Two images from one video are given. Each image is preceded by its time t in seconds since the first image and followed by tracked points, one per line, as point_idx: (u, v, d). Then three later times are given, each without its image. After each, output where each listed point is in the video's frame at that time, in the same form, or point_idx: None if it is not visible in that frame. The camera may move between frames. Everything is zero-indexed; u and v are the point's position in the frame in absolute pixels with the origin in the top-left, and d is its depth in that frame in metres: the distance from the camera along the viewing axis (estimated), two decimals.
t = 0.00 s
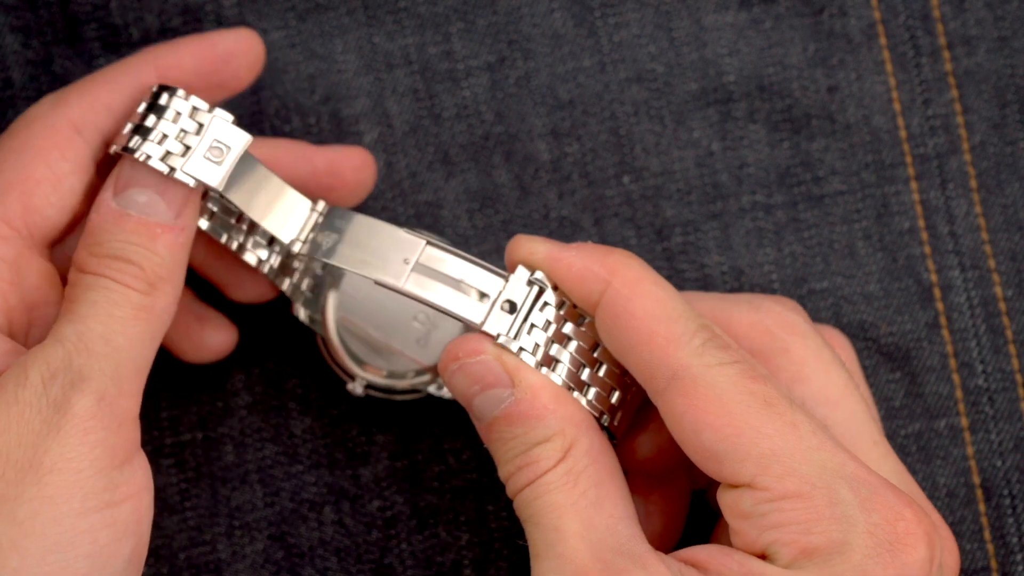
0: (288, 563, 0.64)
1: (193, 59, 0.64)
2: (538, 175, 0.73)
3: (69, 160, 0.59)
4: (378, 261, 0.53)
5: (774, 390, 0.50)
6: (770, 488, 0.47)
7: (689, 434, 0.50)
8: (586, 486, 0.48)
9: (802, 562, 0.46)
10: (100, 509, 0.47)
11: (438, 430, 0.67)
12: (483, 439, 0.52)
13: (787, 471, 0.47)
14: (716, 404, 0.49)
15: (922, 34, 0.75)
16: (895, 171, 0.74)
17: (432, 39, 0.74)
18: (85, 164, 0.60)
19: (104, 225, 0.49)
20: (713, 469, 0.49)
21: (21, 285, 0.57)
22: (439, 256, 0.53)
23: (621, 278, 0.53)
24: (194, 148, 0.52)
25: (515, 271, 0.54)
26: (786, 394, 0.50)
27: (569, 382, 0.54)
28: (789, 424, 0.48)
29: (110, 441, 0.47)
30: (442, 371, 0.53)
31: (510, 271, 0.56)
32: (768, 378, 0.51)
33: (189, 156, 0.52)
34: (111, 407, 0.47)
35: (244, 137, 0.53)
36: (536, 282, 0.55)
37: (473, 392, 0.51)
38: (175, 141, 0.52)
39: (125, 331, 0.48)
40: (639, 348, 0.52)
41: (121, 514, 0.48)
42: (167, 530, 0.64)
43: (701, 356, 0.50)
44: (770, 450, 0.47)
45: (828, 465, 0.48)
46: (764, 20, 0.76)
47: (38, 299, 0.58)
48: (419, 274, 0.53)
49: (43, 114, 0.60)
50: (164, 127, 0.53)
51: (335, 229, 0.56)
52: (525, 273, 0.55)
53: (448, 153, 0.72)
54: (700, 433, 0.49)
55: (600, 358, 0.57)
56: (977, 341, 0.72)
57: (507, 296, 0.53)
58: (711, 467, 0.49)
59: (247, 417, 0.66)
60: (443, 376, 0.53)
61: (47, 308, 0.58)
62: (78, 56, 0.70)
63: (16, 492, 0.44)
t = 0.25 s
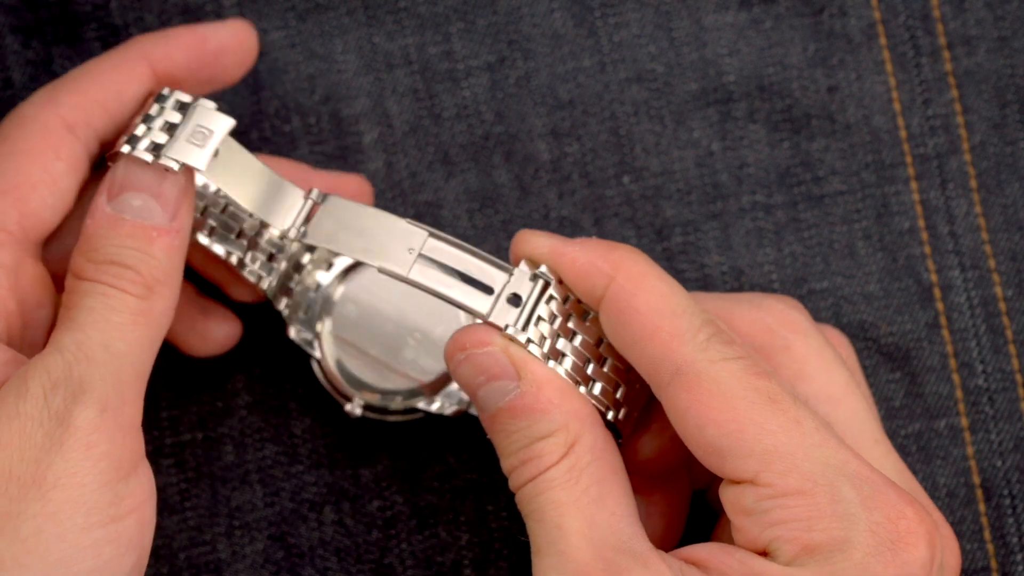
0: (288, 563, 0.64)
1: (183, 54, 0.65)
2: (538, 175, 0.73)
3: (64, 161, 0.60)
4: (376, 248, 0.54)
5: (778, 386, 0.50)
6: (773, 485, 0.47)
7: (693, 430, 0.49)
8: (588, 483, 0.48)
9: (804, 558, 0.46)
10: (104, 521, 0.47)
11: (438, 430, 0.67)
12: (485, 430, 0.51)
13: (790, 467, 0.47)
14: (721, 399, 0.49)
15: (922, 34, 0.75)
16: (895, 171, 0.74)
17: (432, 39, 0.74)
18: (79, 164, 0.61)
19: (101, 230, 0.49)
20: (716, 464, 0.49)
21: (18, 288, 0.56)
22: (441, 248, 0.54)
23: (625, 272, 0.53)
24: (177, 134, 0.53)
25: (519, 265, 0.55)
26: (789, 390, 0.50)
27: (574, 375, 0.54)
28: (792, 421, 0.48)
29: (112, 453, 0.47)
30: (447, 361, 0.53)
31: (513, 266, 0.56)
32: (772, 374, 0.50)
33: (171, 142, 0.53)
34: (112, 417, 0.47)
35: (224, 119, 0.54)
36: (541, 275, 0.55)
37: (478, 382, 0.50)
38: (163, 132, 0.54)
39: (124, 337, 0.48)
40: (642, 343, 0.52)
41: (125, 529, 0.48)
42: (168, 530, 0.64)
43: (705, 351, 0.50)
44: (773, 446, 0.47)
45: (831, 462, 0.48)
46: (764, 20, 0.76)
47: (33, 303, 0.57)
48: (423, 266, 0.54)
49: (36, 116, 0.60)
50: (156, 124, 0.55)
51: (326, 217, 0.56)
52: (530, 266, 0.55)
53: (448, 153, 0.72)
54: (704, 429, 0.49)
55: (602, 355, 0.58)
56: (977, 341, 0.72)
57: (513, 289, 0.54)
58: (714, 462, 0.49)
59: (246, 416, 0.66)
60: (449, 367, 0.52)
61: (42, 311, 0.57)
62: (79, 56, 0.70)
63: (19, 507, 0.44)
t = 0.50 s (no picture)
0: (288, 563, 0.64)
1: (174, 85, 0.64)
2: (538, 175, 0.73)
3: (41, 157, 0.60)
4: (375, 244, 0.52)
5: (786, 382, 0.50)
6: (779, 481, 0.47)
7: (701, 425, 0.49)
8: (579, 491, 0.47)
9: (809, 556, 0.46)
10: (95, 528, 0.47)
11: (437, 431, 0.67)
12: (473, 433, 0.50)
13: (798, 465, 0.47)
14: (728, 394, 0.49)
15: (922, 34, 0.75)
16: (895, 171, 0.74)
17: (432, 39, 0.74)
18: (54, 162, 0.61)
19: (96, 229, 0.48)
20: (724, 460, 0.49)
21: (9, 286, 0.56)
22: (439, 246, 0.52)
23: (630, 268, 0.53)
24: (166, 132, 0.53)
25: (518, 268, 0.54)
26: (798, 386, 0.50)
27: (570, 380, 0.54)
28: (800, 418, 0.48)
29: (100, 458, 0.47)
30: (438, 364, 0.51)
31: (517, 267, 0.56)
32: (779, 370, 0.51)
33: (162, 139, 0.52)
34: (102, 422, 0.47)
35: (213, 114, 0.53)
36: (540, 279, 0.54)
37: (470, 385, 0.49)
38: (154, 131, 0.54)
39: (117, 340, 0.48)
40: (649, 339, 0.52)
41: (115, 533, 0.48)
42: (167, 530, 0.64)
43: (712, 346, 0.50)
44: (780, 442, 0.47)
45: (837, 460, 0.48)
46: (764, 20, 0.76)
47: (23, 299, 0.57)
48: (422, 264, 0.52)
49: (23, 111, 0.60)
50: (146, 125, 0.54)
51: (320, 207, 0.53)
52: (529, 269, 0.54)
53: (448, 153, 0.72)
54: (711, 424, 0.49)
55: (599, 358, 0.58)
56: (977, 341, 0.72)
57: (513, 292, 0.53)
58: (721, 457, 0.49)
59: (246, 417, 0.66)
60: (439, 369, 0.51)
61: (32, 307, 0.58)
62: (78, 56, 0.70)
63: (7, 512, 0.44)
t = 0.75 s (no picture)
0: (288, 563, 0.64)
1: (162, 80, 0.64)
2: (538, 175, 0.73)
3: (23, 142, 0.58)
4: (379, 240, 0.51)
5: (781, 383, 0.50)
6: (774, 485, 0.47)
7: (696, 427, 0.50)
8: (580, 499, 0.47)
9: (806, 561, 0.46)
10: (82, 522, 0.47)
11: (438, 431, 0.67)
12: (472, 438, 0.50)
13: (792, 469, 0.47)
14: (721, 396, 0.49)
15: (922, 34, 0.75)
16: (895, 171, 0.74)
17: (432, 39, 0.74)
18: (36, 149, 0.59)
19: (99, 215, 0.47)
20: (720, 462, 0.49)
21: None
22: (445, 243, 0.52)
23: (622, 268, 0.54)
24: (165, 124, 0.51)
25: (522, 270, 0.54)
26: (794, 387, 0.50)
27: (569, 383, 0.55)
28: (795, 420, 0.48)
29: (90, 451, 0.46)
30: (441, 368, 0.51)
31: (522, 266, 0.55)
32: (774, 370, 0.50)
33: (161, 131, 0.51)
34: (93, 415, 0.47)
35: (212, 104, 0.51)
36: (544, 281, 0.54)
37: (474, 389, 0.49)
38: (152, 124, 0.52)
39: (114, 330, 0.47)
40: (643, 340, 0.53)
41: (102, 528, 0.48)
42: (168, 530, 0.64)
43: (705, 347, 0.51)
44: (775, 445, 0.48)
45: (834, 462, 0.48)
46: (764, 20, 0.76)
47: None
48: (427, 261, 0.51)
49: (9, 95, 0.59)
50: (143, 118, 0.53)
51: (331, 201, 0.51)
52: (533, 272, 0.54)
53: (448, 153, 0.72)
54: (706, 426, 0.49)
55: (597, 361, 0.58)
56: (977, 341, 0.72)
57: (517, 296, 0.53)
58: (718, 460, 0.50)
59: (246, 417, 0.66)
60: (442, 373, 0.51)
61: None
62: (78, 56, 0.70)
63: None
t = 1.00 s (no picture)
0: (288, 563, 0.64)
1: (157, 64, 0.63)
2: (538, 175, 0.73)
3: (24, 147, 0.56)
4: (377, 241, 0.51)
5: (780, 381, 0.50)
6: (773, 483, 0.47)
7: (695, 425, 0.50)
8: (595, 504, 0.47)
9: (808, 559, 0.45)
10: (89, 522, 0.47)
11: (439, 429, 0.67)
12: (488, 442, 0.50)
13: (791, 465, 0.47)
14: (719, 395, 0.49)
15: (922, 34, 0.75)
16: (895, 171, 0.74)
17: (432, 39, 0.74)
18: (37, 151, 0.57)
19: (95, 215, 0.47)
20: (719, 461, 0.50)
21: None
22: (440, 242, 0.52)
23: (618, 266, 0.54)
24: (163, 123, 0.50)
25: (518, 267, 0.54)
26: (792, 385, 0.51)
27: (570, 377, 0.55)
28: (793, 416, 0.49)
29: (96, 452, 0.47)
30: (458, 371, 0.50)
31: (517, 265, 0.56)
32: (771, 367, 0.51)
33: (156, 130, 0.50)
34: (99, 416, 0.47)
35: (210, 104, 0.50)
36: (540, 278, 0.55)
37: (491, 394, 0.48)
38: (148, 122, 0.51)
39: (114, 330, 0.47)
40: (640, 338, 0.53)
41: (110, 528, 0.48)
42: (168, 530, 0.64)
43: (703, 345, 0.51)
44: (774, 442, 0.48)
45: (831, 458, 0.48)
46: (764, 20, 0.76)
47: None
48: (422, 261, 0.52)
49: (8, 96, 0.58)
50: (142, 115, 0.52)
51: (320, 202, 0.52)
52: (528, 268, 0.55)
53: (448, 153, 0.72)
54: (704, 424, 0.50)
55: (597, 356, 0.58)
56: (978, 341, 0.72)
57: (514, 292, 0.53)
58: (717, 459, 0.50)
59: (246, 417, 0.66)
60: (458, 376, 0.50)
61: None
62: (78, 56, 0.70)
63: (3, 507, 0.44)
